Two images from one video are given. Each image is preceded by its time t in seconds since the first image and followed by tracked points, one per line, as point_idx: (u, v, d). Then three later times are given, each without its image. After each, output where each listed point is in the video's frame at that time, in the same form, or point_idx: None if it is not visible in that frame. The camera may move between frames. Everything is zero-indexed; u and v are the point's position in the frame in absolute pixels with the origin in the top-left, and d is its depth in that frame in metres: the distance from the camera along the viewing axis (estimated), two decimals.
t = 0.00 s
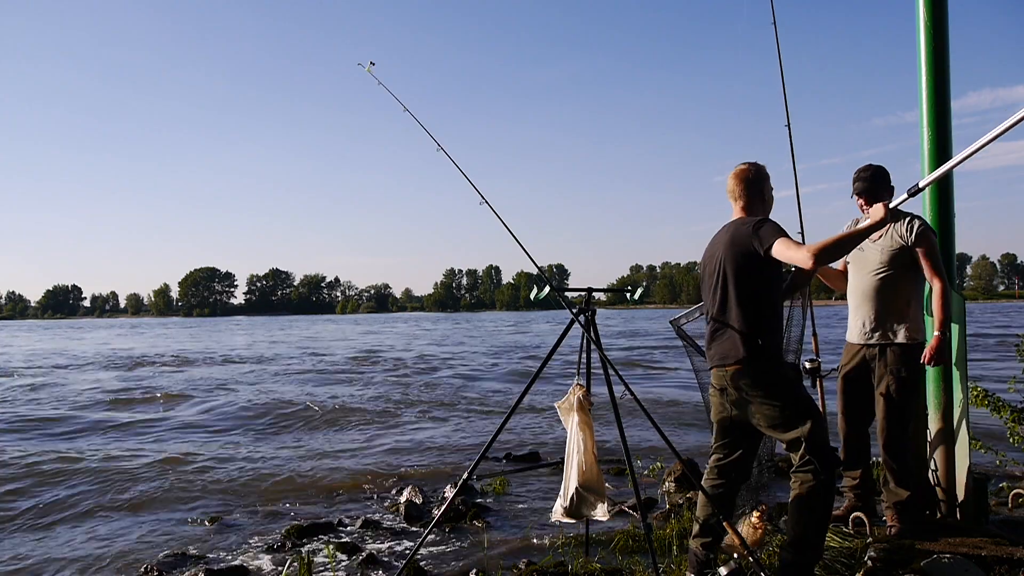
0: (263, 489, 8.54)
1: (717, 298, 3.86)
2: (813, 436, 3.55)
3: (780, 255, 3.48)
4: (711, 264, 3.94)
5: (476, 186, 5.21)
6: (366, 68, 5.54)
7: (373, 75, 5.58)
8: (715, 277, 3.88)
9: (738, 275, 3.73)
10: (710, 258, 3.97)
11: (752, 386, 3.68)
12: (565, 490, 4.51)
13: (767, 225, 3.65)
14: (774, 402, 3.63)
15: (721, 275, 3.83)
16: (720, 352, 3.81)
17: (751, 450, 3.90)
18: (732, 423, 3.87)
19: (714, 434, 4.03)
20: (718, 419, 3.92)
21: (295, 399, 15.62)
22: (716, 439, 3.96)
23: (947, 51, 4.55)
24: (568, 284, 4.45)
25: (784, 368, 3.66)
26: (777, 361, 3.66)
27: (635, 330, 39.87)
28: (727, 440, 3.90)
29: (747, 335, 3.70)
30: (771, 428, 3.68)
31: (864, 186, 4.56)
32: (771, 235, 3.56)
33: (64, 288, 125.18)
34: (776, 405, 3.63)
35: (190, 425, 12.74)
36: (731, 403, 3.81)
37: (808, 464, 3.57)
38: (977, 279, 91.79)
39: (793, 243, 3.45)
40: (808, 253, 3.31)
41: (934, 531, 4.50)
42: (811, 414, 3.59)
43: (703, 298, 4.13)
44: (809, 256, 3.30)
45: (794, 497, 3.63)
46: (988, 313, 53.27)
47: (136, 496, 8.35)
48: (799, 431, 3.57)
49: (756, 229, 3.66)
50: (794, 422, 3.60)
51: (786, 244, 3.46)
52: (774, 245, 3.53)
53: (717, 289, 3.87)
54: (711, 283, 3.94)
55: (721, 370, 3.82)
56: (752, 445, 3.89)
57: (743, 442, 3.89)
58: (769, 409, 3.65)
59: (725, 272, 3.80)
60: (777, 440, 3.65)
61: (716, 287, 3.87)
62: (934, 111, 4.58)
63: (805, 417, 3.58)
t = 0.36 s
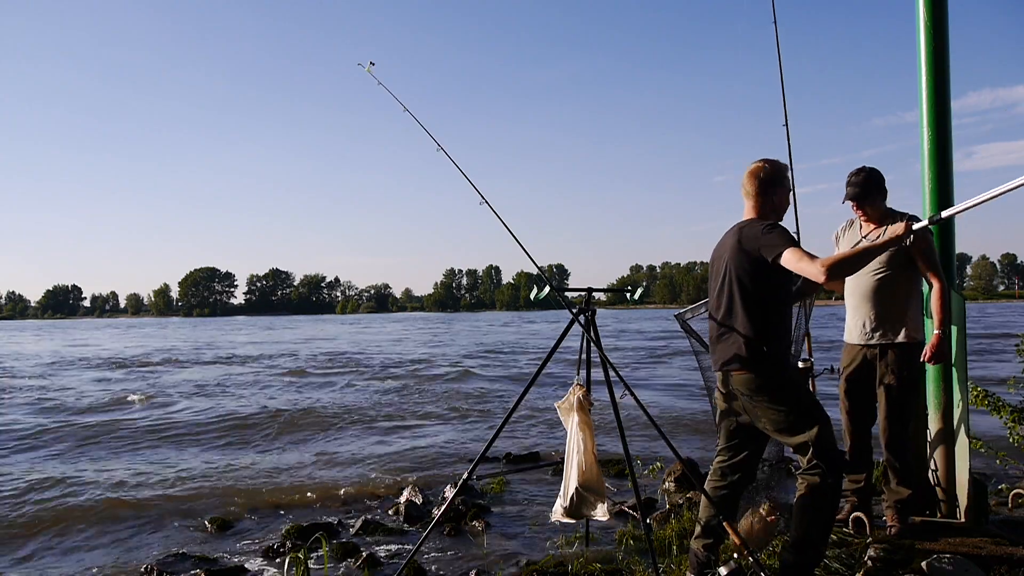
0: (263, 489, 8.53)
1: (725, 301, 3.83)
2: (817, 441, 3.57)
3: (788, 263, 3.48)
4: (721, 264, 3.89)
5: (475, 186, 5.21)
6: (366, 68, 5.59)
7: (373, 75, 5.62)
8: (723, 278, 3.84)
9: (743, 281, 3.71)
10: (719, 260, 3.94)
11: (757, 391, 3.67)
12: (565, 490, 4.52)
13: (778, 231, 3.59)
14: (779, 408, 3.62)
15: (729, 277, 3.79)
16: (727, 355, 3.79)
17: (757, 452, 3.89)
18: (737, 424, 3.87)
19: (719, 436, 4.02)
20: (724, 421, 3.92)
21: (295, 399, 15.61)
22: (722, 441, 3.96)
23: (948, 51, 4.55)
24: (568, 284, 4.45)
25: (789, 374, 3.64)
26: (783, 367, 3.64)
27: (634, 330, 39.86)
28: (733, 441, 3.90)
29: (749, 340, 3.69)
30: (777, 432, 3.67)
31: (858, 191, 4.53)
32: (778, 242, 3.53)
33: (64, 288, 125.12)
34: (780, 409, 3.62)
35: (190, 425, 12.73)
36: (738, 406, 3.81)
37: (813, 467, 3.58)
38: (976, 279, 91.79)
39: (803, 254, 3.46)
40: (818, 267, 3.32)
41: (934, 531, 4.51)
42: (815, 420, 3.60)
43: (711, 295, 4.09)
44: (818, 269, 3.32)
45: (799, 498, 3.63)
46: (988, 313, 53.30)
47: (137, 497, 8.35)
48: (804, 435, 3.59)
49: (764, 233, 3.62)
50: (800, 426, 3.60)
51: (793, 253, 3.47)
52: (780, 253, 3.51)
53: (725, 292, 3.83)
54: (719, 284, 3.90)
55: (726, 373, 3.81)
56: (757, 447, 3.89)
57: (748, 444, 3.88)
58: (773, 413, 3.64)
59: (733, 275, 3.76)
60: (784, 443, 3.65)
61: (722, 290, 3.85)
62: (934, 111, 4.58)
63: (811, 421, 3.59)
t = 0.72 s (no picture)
0: (262, 489, 8.53)
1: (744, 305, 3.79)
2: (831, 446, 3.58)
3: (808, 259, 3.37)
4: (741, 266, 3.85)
5: (475, 186, 5.21)
6: (365, 69, 5.49)
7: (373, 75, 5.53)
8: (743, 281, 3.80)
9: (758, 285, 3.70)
10: (738, 261, 3.91)
11: (766, 396, 3.66)
12: (565, 490, 4.52)
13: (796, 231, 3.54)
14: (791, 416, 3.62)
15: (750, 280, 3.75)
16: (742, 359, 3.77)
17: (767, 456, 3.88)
18: (749, 427, 3.86)
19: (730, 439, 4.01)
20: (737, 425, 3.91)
21: (296, 399, 15.61)
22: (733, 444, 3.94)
23: (948, 51, 4.55)
24: (569, 284, 4.45)
25: (800, 383, 3.62)
26: (794, 375, 3.62)
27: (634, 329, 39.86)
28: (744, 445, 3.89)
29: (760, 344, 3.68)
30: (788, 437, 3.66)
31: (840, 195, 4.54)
32: (798, 240, 3.46)
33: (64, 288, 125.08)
34: (792, 414, 3.60)
35: (190, 424, 12.73)
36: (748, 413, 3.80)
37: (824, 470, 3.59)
38: (977, 279, 91.85)
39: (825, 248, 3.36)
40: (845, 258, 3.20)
41: (935, 531, 4.51)
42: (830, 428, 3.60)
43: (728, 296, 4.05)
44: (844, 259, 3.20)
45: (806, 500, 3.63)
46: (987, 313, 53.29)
47: (137, 496, 8.35)
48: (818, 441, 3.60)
49: (780, 235, 3.56)
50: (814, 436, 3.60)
51: (813, 247, 3.37)
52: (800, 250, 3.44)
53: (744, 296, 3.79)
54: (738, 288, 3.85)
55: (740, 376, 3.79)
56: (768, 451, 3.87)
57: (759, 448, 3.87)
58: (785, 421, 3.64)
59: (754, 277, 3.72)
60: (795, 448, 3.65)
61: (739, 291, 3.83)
62: (934, 111, 4.58)
63: (823, 430, 3.58)
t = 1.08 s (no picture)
0: (263, 489, 8.53)
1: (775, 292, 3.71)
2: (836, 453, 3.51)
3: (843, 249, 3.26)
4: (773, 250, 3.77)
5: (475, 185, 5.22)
6: (366, 68, 5.72)
7: (373, 75, 5.76)
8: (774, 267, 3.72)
9: (786, 275, 3.62)
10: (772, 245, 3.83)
11: (789, 387, 3.60)
12: (565, 490, 4.52)
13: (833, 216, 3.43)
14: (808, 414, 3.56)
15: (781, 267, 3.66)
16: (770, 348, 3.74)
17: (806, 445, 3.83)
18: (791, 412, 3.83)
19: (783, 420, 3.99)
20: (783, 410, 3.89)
21: (296, 399, 15.61)
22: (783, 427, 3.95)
23: (948, 51, 4.55)
24: (568, 284, 4.45)
25: (826, 377, 3.54)
26: (820, 368, 3.54)
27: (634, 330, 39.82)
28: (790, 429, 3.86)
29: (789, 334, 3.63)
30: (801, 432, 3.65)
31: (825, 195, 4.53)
32: (833, 227, 3.36)
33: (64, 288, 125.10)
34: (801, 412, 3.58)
35: (189, 425, 12.73)
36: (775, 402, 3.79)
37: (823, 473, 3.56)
38: (976, 279, 92.12)
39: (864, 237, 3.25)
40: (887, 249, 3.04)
41: (935, 531, 4.50)
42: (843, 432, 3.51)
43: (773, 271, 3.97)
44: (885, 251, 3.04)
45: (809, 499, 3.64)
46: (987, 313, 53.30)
47: (138, 497, 8.35)
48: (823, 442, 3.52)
49: (815, 218, 3.47)
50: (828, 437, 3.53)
51: (849, 236, 3.27)
52: (833, 238, 3.34)
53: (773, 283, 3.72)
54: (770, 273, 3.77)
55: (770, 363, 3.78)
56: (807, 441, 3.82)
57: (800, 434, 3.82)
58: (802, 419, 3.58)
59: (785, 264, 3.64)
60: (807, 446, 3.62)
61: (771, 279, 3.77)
62: (933, 111, 4.58)
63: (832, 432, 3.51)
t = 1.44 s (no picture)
0: (263, 488, 8.53)
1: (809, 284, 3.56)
2: (845, 452, 3.49)
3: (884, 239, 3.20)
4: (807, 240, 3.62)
5: (475, 186, 5.22)
6: (367, 69, 5.71)
7: (373, 75, 5.75)
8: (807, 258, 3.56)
9: (822, 265, 3.47)
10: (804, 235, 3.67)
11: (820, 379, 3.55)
12: (565, 490, 4.52)
13: (870, 206, 3.35)
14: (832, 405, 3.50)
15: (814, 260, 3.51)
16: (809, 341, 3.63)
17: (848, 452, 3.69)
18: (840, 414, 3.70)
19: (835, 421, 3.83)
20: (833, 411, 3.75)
21: (296, 399, 15.60)
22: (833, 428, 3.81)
23: (948, 51, 4.55)
24: (568, 284, 4.45)
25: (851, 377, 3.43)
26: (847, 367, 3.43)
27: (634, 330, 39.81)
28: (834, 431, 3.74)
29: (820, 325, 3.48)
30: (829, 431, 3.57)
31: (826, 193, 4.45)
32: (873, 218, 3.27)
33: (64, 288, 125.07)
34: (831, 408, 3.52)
35: (189, 425, 12.71)
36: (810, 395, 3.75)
37: (829, 473, 3.53)
38: (975, 279, 92.09)
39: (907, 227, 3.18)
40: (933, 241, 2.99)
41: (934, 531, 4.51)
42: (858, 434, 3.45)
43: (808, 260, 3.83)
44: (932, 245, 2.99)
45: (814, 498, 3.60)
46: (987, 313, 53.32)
47: (138, 496, 8.35)
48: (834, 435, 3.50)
49: (851, 208, 3.37)
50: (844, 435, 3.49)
51: (889, 227, 3.19)
52: (873, 230, 3.25)
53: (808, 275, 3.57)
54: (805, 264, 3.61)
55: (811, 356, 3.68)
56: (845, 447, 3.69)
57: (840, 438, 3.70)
58: (824, 413, 3.54)
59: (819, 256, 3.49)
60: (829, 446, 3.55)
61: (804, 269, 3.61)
62: (934, 111, 4.57)
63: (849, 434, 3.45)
